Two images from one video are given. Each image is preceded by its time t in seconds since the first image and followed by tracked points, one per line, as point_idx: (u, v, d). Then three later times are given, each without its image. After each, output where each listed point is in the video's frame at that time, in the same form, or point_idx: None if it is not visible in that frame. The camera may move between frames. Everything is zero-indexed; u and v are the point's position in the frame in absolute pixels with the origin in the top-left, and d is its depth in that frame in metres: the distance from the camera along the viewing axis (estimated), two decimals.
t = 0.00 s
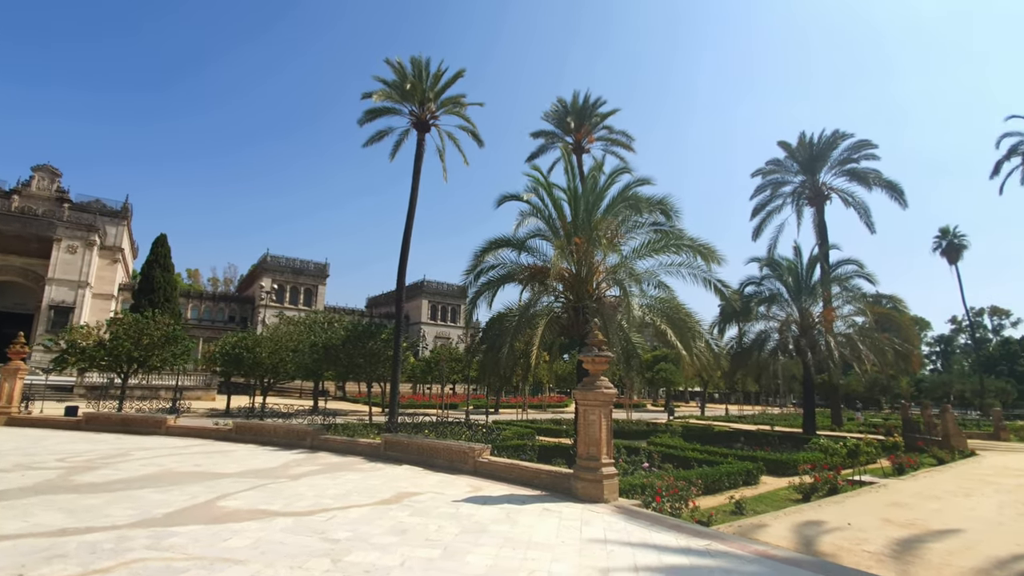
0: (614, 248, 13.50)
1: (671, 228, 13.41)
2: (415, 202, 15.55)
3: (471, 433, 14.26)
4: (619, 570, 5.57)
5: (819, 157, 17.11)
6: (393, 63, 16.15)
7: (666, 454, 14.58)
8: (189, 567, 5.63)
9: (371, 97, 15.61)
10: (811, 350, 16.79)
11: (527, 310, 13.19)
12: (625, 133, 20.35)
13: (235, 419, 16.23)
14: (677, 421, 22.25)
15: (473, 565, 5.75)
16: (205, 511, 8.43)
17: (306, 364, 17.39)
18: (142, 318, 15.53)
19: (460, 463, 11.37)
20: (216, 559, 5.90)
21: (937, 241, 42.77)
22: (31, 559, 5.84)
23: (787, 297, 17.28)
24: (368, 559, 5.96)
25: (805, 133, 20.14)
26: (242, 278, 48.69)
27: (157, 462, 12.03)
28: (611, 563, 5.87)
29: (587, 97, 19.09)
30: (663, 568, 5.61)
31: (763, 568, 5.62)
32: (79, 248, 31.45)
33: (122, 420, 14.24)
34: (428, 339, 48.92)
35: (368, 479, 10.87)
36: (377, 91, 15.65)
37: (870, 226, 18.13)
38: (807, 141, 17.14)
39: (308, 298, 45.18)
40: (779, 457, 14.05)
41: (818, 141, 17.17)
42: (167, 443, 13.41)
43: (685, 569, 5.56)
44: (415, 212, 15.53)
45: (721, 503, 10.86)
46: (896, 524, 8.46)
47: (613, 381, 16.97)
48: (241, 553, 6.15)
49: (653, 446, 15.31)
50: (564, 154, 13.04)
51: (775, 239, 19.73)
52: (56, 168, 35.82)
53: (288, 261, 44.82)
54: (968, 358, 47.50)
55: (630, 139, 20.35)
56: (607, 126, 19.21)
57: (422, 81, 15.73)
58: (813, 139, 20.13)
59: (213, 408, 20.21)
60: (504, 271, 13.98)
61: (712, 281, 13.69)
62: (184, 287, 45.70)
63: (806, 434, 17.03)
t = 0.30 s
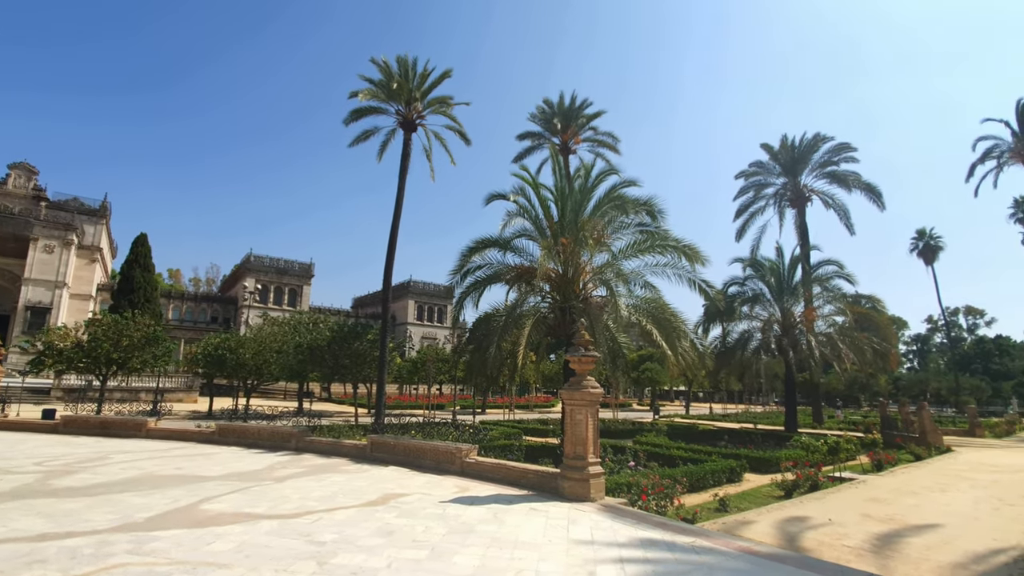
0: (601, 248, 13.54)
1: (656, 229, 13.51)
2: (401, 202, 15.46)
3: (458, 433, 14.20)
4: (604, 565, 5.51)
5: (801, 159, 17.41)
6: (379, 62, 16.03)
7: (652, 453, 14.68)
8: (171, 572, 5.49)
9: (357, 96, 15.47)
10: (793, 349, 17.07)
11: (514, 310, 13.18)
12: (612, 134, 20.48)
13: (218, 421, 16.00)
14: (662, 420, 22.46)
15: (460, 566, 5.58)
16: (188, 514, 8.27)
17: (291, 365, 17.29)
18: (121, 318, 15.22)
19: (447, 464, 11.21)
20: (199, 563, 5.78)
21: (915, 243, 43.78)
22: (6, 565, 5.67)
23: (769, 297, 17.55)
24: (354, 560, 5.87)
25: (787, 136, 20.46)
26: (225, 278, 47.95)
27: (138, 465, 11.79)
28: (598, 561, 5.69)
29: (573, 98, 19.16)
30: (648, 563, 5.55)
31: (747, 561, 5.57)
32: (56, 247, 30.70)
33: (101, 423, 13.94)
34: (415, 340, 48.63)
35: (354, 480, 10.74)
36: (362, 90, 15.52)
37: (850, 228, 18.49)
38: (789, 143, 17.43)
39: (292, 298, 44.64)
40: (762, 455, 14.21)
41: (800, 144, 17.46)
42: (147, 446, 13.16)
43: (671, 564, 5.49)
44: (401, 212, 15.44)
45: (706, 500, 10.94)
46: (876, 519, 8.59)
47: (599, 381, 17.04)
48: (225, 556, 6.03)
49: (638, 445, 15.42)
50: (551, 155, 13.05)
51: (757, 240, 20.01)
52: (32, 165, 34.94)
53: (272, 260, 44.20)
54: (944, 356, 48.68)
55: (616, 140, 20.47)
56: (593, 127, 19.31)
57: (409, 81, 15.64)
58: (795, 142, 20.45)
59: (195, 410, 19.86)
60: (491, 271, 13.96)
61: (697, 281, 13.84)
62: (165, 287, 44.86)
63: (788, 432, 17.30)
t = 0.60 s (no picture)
0: (590, 249, 13.55)
1: (645, 230, 13.58)
2: (391, 202, 15.40)
3: (448, 433, 14.14)
4: (595, 563, 5.42)
5: (787, 162, 17.64)
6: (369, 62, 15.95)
7: (641, 452, 14.76)
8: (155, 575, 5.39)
9: (346, 95, 15.38)
10: (779, 349, 17.28)
11: (504, 310, 13.15)
12: (602, 136, 20.58)
13: (204, 423, 15.79)
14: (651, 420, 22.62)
15: (449, 567, 5.41)
16: (173, 516, 8.14)
17: (278, 367, 17.19)
18: (105, 319, 15.00)
19: (437, 464, 10.96)
20: (184, 566, 5.68)
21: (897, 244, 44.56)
22: None
23: (756, 298, 17.74)
24: (342, 560, 5.79)
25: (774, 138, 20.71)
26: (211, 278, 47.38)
27: (122, 468, 11.61)
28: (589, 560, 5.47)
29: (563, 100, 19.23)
30: (639, 562, 5.46)
31: (738, 559, 5.48)
32: (38, 246, 30.17)
33: (84, 425, 13.72)
34: (404, 340, 48.41)
35: (342, 481, 10.64)
36: (352, 89, 15.43)
37: (835, 230, 18.78)
38: (776, 146, 17.66)
39: (280, 298, 44.25)
40: (749, 454, 14.32)
41: (786, 147, 17.69)
42: (132, 448, 12.95)
43: (662, 563, 5.41)
44: (391, 213, 15.35)
45: (694, 499, 10.99)
46: (859, 516, 8.69)
47: (588, 381, 17.11)
48: (211, 558, 5.94)
49: (627, 445, 15.52)
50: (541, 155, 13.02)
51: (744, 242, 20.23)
52: (13, 163, 34.28)
53: (260, 260, 43.76)
54: (926, 357, 49.60)
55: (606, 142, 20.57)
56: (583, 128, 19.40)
57: (398, 81, 15.58)
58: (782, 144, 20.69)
59: (181, 412, 19.60)
60: (480, 271, 13.94)
61: (685, 283, 13.94)
62: (150, 287, 44.24)
63: (774, 431, 17.50)
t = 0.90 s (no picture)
0: (581, 250, 13.52)
1: (636, 232, 13.61)
2: (381, 202, 15.33)
3: (439, 434, 14.10)
4: (584, 564, 5.33)
5: (775, 164, 17.82)
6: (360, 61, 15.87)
7: (631, 453, 14.81)
8: None
9: (337, 95, 15.29)
10: (768, 350, 17.46)
11: (495, 311, 13.12)
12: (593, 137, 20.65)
13: (192, 425, 15.63)
14: (641, 420, 22.75)
15: (440, 568, 5.35)
16: (161, 518, 8.03)
17: (268, 368, 17.08)
18: (91, 319, 14.80)
19: (428, 466, 10.60)
20: (171, 569, 5.59)
21: (883, 246, 45.25)
22: None
23: (745, 299, 17.89)
24: (330, 562, 5.71)
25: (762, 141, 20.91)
26: (200, 278, 46.89)
27: (108, 470, 11.45)
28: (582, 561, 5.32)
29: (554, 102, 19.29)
30: (629, 565, 5.34)
31: (726, 558, 5.41)
32: (24, 245, 29.63)
33: (70, 427, 13.52)
34: (395, 340, 48.19)
35: (332, 482, 10.56)
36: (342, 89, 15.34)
37: (821, 232, 19.02)
38: (764, 149, 17.83)
39: (269, 298, 43.88)
40: (737, 454, 14.41)
41: (774, 149, 17.87)
42: (118, 450, 12.79)
43: (651, 565, 5.30)
44: (382, 213, 15.27)
45: (683, 499, 11.06)
46: (845, 515, 8.78)
47: (579, 382, 17.15)
48: (198, 561, 5.85)
49: (618, 445, 15.59)
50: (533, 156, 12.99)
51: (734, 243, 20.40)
52: None
53: (249, 260, 43.34)
54: (910, 357, 50.40)
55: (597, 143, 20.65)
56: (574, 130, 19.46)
57: (390, 81, 15.52)
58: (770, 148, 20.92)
59: (169, 413, 19.38)
60: (471, 272, 13.88)
61: (675, 284, 14.00)
62: (138, 287, 43.68)
63: (763, 431, 17.64)
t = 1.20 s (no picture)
0: (561, 251, 13.55)
1: (615, 233, 13.71)
2: (360, 201, 15.16)
3: (418, 435, 13.97)
4: (559, 561, 4.78)
5: (749, 168, 18.19)
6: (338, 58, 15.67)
7: (609, 452, 14.91)
8: None
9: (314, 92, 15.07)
10: (742, 350, 17.82)
11: (474, 312, 13.09)
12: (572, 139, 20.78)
13: (162, 428, 15.23)
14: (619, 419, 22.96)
15: (410, 567, 4.65)
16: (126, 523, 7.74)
17: (242, 369, 16.78)
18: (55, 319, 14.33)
19: (405, 467, 10.17)
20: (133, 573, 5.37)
21: (852, 250, 46.54)
22: None
23: (720, 300, 18.20)
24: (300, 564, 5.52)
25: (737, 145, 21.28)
26: (170, 277, 45.72)
27: (73, 475, 11.06)
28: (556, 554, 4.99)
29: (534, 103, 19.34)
30: (605, 560, 4.80)
31: (700, 554, 5.04)
32: None
33: (32, 431, 13.07)
34: (372, 341, 47.72)
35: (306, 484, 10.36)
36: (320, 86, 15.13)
37: (793, 235, 19.47)
38: (739, 153, 18.18)
39: (243, 298, 43.05)
40: (712, 452, 14.60)
41: (748, 154, 18.24)
42: (84, 454, 12.37)
43: (627, 561, 4.79)
44: (360, 213, 15.11)
45: (660, 497, 11.12)
46: (816, 510, 8.94)
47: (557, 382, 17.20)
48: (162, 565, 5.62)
49: (596, 445, 15.69)
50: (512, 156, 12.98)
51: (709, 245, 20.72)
52: None
53: (222, 259, 42.42)
54: (877, 357, 51.97)
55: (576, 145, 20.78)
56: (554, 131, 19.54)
57: (368, 79, 15.37)
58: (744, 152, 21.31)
59: (138, 416, 18.86)
60: (450, 272, 13.81)
61: (652, 285, 14.15)
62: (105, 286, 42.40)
63: (736, 429, 17.95)
